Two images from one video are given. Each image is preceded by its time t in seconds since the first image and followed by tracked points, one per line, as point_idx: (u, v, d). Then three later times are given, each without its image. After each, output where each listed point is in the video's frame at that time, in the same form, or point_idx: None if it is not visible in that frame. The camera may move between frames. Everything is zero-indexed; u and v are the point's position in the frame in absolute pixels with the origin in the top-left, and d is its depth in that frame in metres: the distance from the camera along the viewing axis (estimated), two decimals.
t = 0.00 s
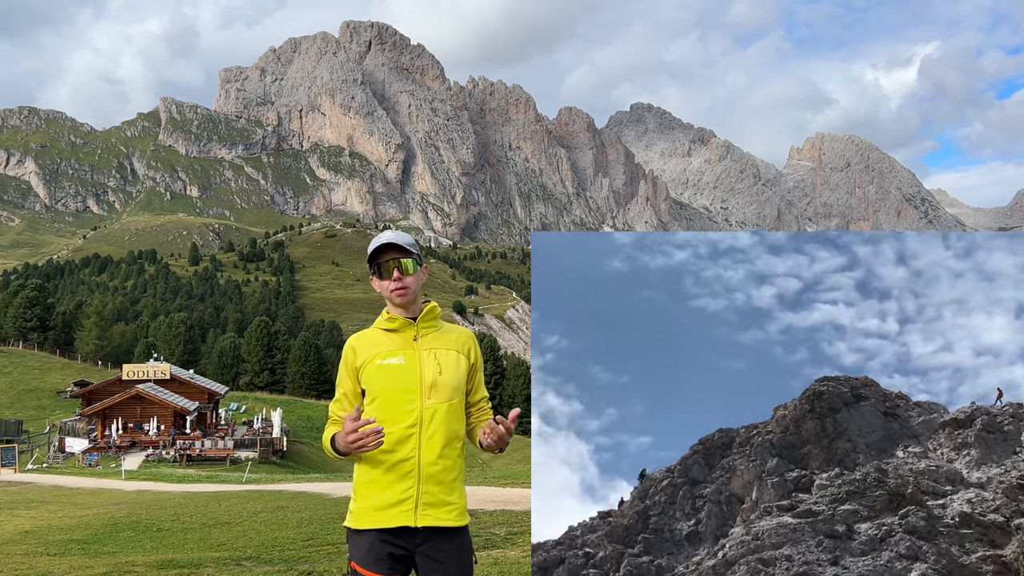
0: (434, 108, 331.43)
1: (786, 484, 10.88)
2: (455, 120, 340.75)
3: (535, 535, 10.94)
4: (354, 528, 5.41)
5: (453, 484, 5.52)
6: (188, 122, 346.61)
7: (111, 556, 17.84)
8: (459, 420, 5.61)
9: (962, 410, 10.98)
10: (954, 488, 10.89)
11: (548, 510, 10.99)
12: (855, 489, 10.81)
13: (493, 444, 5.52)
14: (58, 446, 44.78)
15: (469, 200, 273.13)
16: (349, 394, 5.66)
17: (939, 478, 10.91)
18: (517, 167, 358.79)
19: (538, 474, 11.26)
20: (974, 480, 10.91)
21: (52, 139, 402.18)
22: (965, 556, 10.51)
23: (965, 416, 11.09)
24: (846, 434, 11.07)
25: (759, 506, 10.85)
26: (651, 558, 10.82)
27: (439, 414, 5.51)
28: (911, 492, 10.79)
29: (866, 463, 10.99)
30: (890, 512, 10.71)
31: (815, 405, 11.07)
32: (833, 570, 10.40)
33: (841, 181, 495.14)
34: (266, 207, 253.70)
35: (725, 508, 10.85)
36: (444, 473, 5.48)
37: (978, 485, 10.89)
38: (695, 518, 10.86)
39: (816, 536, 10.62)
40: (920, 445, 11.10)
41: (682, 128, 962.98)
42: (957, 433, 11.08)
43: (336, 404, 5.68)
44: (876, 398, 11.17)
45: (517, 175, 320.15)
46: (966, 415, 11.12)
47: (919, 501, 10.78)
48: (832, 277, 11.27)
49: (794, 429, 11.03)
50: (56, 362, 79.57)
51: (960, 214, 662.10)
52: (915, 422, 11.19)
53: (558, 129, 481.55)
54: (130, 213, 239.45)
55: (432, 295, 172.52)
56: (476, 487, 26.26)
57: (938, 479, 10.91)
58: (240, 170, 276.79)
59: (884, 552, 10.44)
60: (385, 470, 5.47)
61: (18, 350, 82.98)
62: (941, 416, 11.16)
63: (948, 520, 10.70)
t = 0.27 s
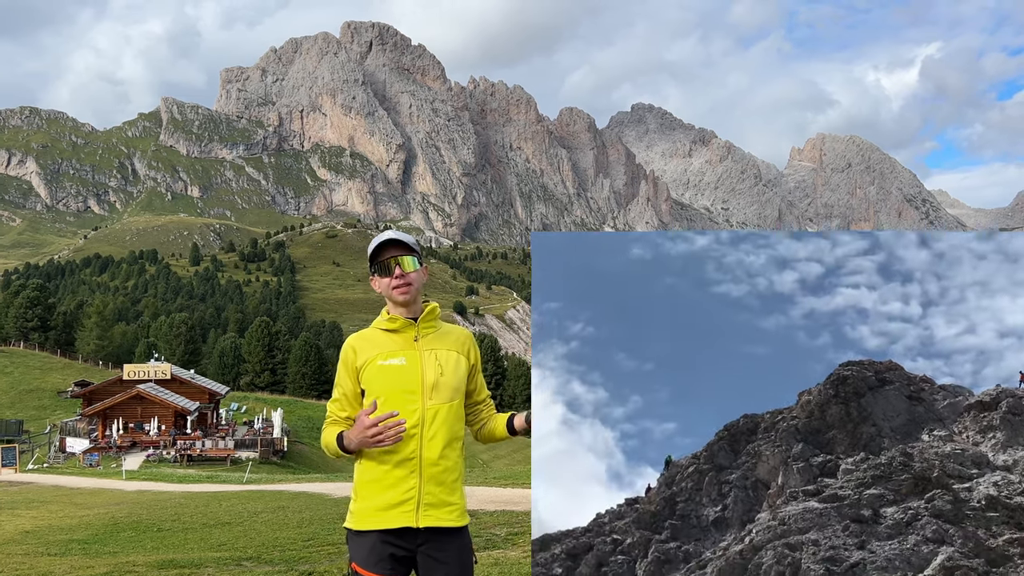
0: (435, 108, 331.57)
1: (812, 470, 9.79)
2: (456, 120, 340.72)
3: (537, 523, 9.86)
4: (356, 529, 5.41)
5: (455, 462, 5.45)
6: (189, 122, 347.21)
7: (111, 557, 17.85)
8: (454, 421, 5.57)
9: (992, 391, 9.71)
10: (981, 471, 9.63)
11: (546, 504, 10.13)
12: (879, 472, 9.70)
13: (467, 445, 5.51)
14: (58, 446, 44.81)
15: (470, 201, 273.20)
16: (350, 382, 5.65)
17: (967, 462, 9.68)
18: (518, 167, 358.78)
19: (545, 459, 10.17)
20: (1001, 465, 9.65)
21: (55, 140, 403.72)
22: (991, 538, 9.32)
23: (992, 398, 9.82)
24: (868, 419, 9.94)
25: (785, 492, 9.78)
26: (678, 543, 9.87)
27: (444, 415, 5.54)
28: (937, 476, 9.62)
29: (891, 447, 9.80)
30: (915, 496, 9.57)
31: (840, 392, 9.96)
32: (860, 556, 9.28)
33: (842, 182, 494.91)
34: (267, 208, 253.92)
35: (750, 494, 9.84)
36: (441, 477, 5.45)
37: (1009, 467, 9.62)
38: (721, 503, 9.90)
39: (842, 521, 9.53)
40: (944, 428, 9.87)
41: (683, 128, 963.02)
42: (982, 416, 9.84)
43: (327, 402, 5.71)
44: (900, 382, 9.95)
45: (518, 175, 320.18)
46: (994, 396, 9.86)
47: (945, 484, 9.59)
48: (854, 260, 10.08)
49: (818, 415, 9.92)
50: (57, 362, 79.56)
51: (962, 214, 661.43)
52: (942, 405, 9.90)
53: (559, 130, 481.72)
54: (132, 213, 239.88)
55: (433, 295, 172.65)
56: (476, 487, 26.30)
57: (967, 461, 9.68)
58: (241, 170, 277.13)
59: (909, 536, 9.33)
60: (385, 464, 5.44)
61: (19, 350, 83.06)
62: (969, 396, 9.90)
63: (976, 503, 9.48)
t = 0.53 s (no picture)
0: (436, 108, 331.34)
1: (834, 454, 9.83)
2: (457, 120, 340.82)
3: (537, 530, 10.20)
4: (357, 532, 5.40)
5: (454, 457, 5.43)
6: (190, 122, 347.24)
7: (112, 556, 17.84)
8: (452, 420, 5.55)
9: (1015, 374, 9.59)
10: (1007, 454, 9.42)
11: (553, 502, 10.27)
12: (906, 457, 9.58)
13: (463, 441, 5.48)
14: (60, 446, 44.78)
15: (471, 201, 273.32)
16: (346, 381, 5.63)
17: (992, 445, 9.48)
18: (519, 167, 358.96)
19: (540, 473, 10.36)
20: None
21: (56, 140, 403.76)
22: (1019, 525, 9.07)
23: (1017, 383, 9.69)
24: (894, 404, 9.91)
25: (810, 477, 9.80)
26: (706, 530, 10.02)
27: (445, 417, 5.54)
28: (963, 459, 9.44)
29: (916, 431, 9.73)
30: (942, 481, 9.39)
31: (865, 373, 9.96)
32: (887, 540, 9.13)
33: (843, 183, 495.03)
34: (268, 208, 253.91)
35: (776, 479, 9.93)
36: (440, 471, 5.45)
37: None
38: (747, 491, 10.02)
39: (869, 505, 9.43)
40: (970, 413, 9.70)
41: (684, 129, 963.15)
42: (1009, 400, 9.65)
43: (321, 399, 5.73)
44: (926, 365, 9.91)
45: (519, 176, 320.24)
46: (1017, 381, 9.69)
47: (971, 469, 9.40)
48: (877, 243, 10.07)
49: (843, 400, 9.97)
50: (58, 362, 79.54)
51: (961, 215, 662.58)
52: (966, 388, 9.79)
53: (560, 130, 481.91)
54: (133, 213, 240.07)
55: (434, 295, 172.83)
56: (477, 486, 26.34)
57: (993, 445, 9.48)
58: (242, 170, 277.29)
59: (934, 520, 9.16)
60: (385, 465, 5.44)
61: (20, 349, 83.08)
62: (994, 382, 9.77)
63: (1004, 485, 9.25)
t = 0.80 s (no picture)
0: (437, 108, 331.70)
1: (866, 443, 10.34)
2: (458, 121, 340.99)
3: (535, 537, 10.15)
4: (356, 530, 5.40)
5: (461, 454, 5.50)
6: (192, 123, 347.49)
7: (114, 556, 17.87)
8: (456, 417, 5.62)
9: None
10: None
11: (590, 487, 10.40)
12: (937, 446, 10.24)
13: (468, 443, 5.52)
14: (60, 445, 44.78)
15: (472, 201, 273.71)
16: (350, 378, 5.66)
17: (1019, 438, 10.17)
18: (519, 168, 359.10)
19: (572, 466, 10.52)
20: None
21: (59, 140, 404.03)
22: None
23: None
24: (925, 392, 10.46)
25: (841, 466, 10.30)
26: (738, 521, 10.22)
27: (445, 419, 5.56)
28: (996, 447, 10.09)
29: (947, 419, 10.35)
30: (974, 470, 10.05)
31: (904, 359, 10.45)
32: (918, 530, 9.80)
33: (843, 184, 495.35)
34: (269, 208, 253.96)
35: (807, 468, 10.33)
36: (445, 467, 5.51)
37: None
38: (778, 480, 10.31)
39: (901, 494, 10.03)
40: (1002, 400, 10.32)
41: (685, 129, 963.15)
42: None
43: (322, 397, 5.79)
44: (956, 353, 10.41)
45: (519, 175, 320.26)
46: None
47: (1003, 455, 10.07)
48: (905, 247, 10.66)
49: (872, 388, 10.44)
50: (59, 361, 79.61)
51: (962, 215, 662.05)
52: (995, 375, 10.41)
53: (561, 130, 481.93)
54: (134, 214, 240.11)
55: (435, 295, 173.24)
56: (477, 486, 26.46)
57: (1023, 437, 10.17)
58: (244, 170, 277.40)
59: (967, 507, 9.83)
60: (385, 462, 5.47)
61: (22, 350, 83.20)
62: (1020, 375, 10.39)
63: None
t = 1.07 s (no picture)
0: (438, 108, 331.22)
1: (893, 434, 12.97)
2: (459, 121, 340.81)
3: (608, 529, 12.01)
4: (354, 528, 5.39)
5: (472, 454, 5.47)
6: (192, 122, 346.96)
7: (114, 555, 17.83)
8: (454, 421, 5.56)
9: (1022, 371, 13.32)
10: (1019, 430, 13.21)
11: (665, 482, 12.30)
12: (950, 435, 12.99)
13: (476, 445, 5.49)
14: (61, 444, 44.74)
15: (473, 201, 273.48)
16: (345, 374, 5.66)
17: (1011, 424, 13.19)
18: (521, 168, 358.89)
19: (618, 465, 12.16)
20: None
21: (58, 139, 402.91)
22: None
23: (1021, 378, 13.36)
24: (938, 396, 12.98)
25: (875, 459, 12.88)
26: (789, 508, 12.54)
27: (441, 418, 5.52)
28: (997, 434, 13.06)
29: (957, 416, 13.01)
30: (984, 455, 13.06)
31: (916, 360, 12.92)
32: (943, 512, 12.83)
33: (844, 184, 494.83)
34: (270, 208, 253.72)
35: (843, 463, 12.81)
36: (443, 464, 5.48)
37: None
38: (814, 473, 12.68)
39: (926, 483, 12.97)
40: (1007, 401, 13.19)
41: (686, 129, 961.01)
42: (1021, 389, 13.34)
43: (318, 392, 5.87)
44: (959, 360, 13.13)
45: (520, 176, 320.07)
46: None
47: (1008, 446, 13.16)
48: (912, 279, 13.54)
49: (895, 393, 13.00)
50: (60, 361, 79.57)
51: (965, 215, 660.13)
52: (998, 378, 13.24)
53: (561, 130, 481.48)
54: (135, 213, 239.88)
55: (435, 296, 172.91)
56: (478, 486, 26.44)
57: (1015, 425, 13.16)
58: (244, 170, 277.15)
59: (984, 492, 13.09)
60: (381, 459, 5.46)
61: (24, 349, 83.24)
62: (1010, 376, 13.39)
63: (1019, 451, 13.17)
